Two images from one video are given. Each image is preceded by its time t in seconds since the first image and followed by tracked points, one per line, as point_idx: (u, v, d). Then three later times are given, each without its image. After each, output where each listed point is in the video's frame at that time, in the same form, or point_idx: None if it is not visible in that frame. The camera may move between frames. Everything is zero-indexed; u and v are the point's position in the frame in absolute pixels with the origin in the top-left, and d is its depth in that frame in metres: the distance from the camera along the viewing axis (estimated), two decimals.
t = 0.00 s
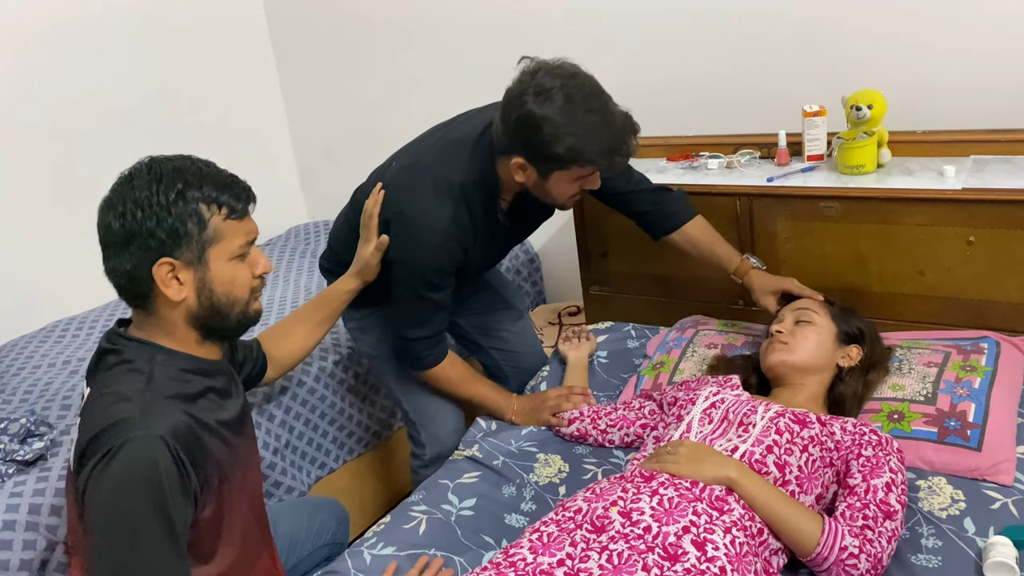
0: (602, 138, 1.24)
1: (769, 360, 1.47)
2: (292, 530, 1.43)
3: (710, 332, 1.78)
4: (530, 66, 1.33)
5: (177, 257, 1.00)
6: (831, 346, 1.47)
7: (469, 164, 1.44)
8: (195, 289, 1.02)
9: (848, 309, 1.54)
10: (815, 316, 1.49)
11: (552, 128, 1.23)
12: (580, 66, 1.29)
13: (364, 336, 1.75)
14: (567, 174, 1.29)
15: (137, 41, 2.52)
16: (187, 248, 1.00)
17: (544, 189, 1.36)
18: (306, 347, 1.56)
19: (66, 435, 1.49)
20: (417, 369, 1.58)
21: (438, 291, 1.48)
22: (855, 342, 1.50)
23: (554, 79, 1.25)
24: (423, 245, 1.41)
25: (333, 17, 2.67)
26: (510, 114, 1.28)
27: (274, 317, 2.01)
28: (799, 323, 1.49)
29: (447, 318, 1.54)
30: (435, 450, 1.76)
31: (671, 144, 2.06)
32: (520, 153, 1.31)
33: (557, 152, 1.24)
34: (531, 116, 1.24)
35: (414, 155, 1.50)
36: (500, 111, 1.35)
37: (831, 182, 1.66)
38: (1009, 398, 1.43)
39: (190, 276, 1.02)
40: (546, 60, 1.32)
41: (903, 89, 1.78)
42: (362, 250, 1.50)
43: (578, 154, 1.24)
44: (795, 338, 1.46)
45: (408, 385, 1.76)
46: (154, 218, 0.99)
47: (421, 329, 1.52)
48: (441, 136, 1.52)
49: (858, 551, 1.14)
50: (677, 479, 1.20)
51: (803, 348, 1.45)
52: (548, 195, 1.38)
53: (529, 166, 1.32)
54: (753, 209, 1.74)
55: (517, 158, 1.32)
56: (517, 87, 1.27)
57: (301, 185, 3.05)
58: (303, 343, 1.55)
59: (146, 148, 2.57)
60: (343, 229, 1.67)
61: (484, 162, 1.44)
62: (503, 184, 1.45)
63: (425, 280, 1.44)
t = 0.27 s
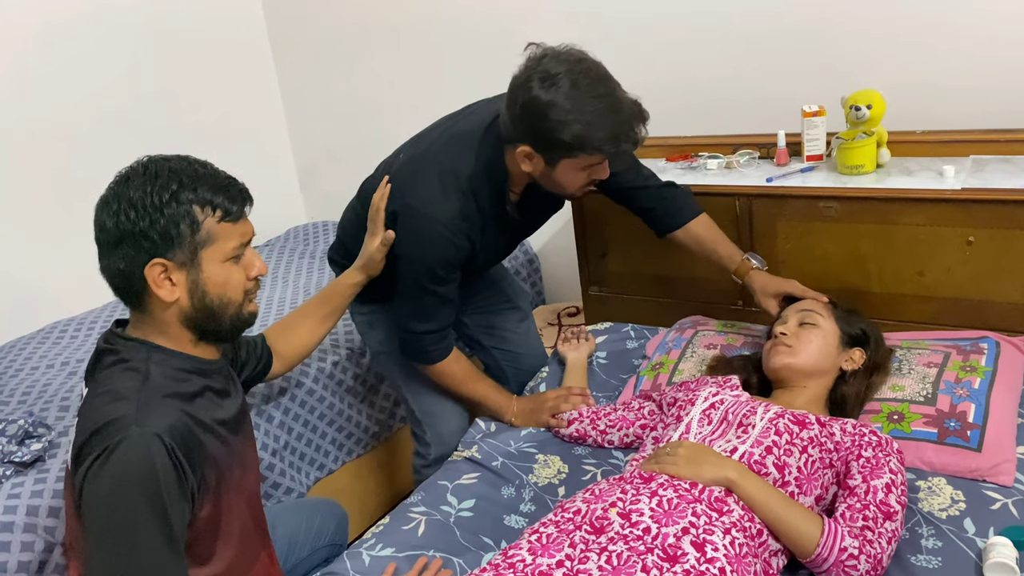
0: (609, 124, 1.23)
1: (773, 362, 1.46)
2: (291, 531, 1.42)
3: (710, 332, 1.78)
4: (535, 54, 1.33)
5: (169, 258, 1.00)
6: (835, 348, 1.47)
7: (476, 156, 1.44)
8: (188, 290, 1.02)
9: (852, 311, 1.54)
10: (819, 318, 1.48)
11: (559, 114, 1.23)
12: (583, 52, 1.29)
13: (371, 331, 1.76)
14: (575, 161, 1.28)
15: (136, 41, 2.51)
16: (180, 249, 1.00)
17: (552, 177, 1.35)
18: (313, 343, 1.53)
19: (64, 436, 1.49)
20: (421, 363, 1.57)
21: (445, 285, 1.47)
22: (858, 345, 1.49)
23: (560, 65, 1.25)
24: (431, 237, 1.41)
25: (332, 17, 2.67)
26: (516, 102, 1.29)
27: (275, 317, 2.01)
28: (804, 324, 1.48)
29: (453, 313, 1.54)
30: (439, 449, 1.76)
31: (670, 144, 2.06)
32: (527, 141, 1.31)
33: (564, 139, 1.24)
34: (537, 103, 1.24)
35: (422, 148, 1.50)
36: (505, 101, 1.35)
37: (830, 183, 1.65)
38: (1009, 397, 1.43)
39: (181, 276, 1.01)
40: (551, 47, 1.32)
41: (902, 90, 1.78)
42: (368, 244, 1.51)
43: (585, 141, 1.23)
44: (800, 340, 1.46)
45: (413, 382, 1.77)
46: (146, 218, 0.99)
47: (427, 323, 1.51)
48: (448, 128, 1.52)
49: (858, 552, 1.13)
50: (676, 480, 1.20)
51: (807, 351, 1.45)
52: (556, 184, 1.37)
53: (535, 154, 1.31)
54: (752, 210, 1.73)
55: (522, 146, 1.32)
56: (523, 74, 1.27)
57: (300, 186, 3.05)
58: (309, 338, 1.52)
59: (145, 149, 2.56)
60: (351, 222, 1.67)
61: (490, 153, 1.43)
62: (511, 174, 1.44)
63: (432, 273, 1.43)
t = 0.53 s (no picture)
0: (624, 121, 1.23)
1: (777, 360, 1.46)
2: (290, 532, 1.42)
3: (709, 333, 1.77)
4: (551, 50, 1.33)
5: (174, 260, 1.00)
6: (841, 351, 1.46)
7: (488, 154, 1.44)
8: (194, 290, 1.02)
9: (858, 314, 1.54)
10: (827, 320, 1.48)
11: (573, 111, 1.22)
12: (598, 50, 1.29)
13: (379, 330, 1.75)
14: (589, 158, 1.28)
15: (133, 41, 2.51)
16: (183, 250, 1.00)
17: (565, 175, 1.35)
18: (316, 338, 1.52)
19: (63, 437, 1.49)
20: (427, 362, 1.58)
21: (454, 285, 1.47)
22: (863, 350, 1.48)
23: (575, 62, 1.25)
24: (442, 237, 1.40)
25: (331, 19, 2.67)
26: (531, 99, 1.28)
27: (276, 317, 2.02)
28: (811, 325, 1.48)
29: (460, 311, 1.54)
30: (444, 448, 1.77)
31: (669, 145, 2.06)
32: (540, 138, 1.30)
33: (578, 136, 1.24)
34: (551, 99, 1.24)
35: (432, 146, 1.50)
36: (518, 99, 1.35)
37: (829, 184, 1.65)
38: (1009, 398, 1.43)
39: (187, 278, 1.01)
40: (566, 43, 1.32)
41: (900, 90, 1.78)
42: (378, 243, 1.51)
43: (600, 138, 1.23)
44: (806, 340, 1.46)
45: (419, 383, 1.76)
46: (149, 221, 0.99)
47: (435, 322, 1.51)
48: (462, 125, 1.51)
49: (858, 553, 1.13)
50: (676, 481, 1.20)
51: (813, 351, 1.44)
52: (570, 181, 1.37)
53: (548, 151, 1.31)
54: (751, 210, 1.73)
55: (536, 143, 1.32)
56: (538, 71, 1.27)
57: (299, 187, 3.05)
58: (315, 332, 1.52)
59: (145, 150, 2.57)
60: (361, 220, 1.67)
61: (503, 151, 1.44)
62: (523, 172, 1.44)
63: (442, 273, 1.43)
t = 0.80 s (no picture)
0: (632, 124, 1.23)
1: (779, 361, 1.46)
2: (289, 534, 1.42)
3: (708, 334, 1.78)
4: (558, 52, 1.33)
5: (179, 262, 1.00)
6: (843, 355, 1.46)
7: (494, 154, 1.44)
8: (198, 293, 1.02)
9: (862, 317, 1.53)
10: (830, 323, 1.47)
11: (581, 112, 1.23)
12: (606, 51, 1.29)
13: (380, 331, 1.75)
14: (594, 160, 1.29)
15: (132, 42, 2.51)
16: (188, 252, 1.00)
17: (570, 176, 1.36)
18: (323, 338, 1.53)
19: (63, 439, 1.49)
20: (429, 363, 1.58)
21: (458, 286, 1.47)
22: (865, 355, 1.48)
23: (583, 63, 1.25)
24: (448, 238, 1.40)
25: (330, 21, 2.67)
26: (538, 99, 1.28)
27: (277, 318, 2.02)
28: (814, 327, 1.48)
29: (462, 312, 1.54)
30: (445, 450, 1.76)
31: (668, 147, 2.06)
32: (547, 138, 1.31)
33: (585, 137, 1.24)
34: (559, 100, 1.24)
35: (438, 146, 1.50)
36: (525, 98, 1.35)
37: (828, 186, 1.66)
38: (1007, 399, 1.43)
39: (190, 280, 1.01)
40: (574, 45, 1.32)
41: (899, 92, 1.79)
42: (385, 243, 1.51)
43: (607, 140, 1.23)
44: (807, 343, 1.45)
45: (420, 384, 1.77)
46: (154, 223, 0.99)
47: (438, 323, 1.51)
48: (466, 127, 1.51)
49: (856, 554, 1.14)
50: (674, 482, 1.20)
51: (815, 354, 1.44)
52: (574, 183, 1.38)
53: (554, 152, 1.32)
54: (750, 212, 1.74)
55: (543, 143, 1.32)
56: (546, 71, 1.27)
57: (299, 189, 3.05)
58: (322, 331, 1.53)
59: (145, 153, 2.57)
60: (365, 222, 1.67)
61: (510, 151, 1.44)
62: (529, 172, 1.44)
63: (447, 274, 1.43)
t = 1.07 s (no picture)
0: (632, 129, 1.24)
1: (778, 361, 1.47)
2: (289, 536, 1.42)
3: (708, 336, 1.78)
4: (559, 54, 1.33)
5: (183, 263, 1.00)
6: (844, 357, 1.46)
7: (493, 155, 1.45)
8: (202, 293, 1.02)
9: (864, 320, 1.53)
10: (831, 325, 1.48)
11: (581, 115, 1.23)
12: (609, 55, 1.29)
13: (381, 332, 1.76)
14: (593, 163, 1.29)
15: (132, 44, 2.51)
16: (193, 253, 1.00)
17: (567, 177, 1.36)
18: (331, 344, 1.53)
19: (63, 441, 1.50)
20: (429, 363, 1.58)
21: (457, 286, 1.47)
22: (865, 357, 1.48)
23: (584, 66, 1.25)
24: (447, 238, 1.41)
25: (330, 24, 2.68)
26: (539, 100, 1.28)
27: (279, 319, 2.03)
28: (816, 329, 1.48)
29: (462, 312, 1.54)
30: (445, 450, 1.76)
31: (668, 148, 2.06)
32: (546, 139, 1.31)
33: (585, 140, 1.24)
34: (559, 103, 1.24)
35: (438, 148, 1.50)
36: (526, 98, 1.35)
37: (827, 187, 1.66)
38: (1006, 400, 1.44)
39: (195, 280, 1.02)
40: (575, 47, 1.32)
41: (898, 94, 1.79)
42: (389, 245, 1.51)
43: (606, 143, 1.23)
44: (807, 343, 1.46)
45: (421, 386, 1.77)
46: (159, 224, 0.99)
47: (437, 324, 1.51)
48: (465, 129, 1.51)
49: (855, 556, 1.14)
50: (674, 484, 1.20)
51: (815, 355, 1.44)
52: (572, 184, 1.37)
53: (553, 153, 1.32)
54: (749, 213, 1.74)
55: (540, 144, 1.32)
56: (547, 74, 1.27)
57: (299, 191, 3.06)
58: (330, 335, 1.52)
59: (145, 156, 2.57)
60: (367, 224, 1.67)
61: (508, 152, 1.44)
62: (527, 173, 1.44)
63: (446, 274, 1.44)
